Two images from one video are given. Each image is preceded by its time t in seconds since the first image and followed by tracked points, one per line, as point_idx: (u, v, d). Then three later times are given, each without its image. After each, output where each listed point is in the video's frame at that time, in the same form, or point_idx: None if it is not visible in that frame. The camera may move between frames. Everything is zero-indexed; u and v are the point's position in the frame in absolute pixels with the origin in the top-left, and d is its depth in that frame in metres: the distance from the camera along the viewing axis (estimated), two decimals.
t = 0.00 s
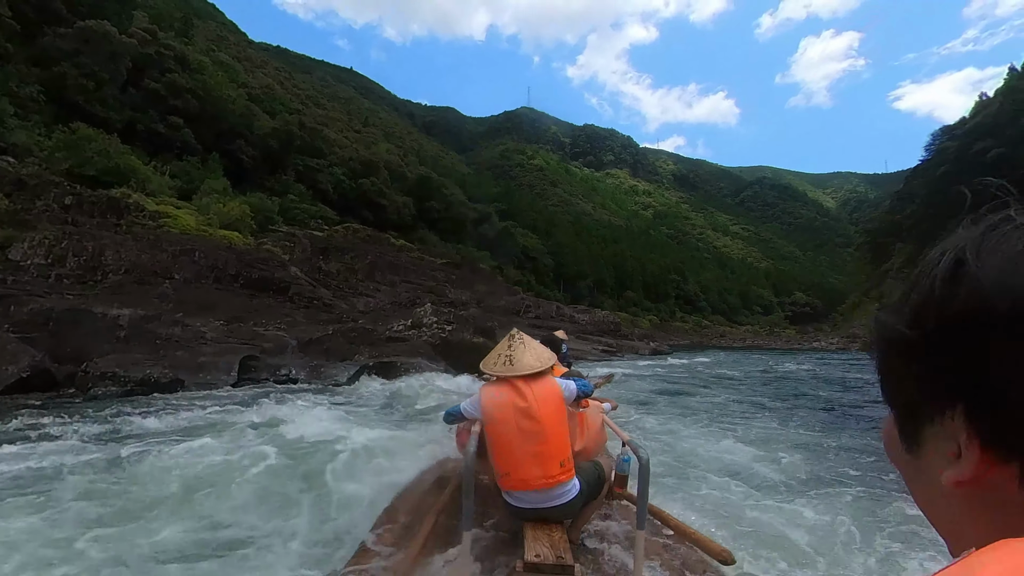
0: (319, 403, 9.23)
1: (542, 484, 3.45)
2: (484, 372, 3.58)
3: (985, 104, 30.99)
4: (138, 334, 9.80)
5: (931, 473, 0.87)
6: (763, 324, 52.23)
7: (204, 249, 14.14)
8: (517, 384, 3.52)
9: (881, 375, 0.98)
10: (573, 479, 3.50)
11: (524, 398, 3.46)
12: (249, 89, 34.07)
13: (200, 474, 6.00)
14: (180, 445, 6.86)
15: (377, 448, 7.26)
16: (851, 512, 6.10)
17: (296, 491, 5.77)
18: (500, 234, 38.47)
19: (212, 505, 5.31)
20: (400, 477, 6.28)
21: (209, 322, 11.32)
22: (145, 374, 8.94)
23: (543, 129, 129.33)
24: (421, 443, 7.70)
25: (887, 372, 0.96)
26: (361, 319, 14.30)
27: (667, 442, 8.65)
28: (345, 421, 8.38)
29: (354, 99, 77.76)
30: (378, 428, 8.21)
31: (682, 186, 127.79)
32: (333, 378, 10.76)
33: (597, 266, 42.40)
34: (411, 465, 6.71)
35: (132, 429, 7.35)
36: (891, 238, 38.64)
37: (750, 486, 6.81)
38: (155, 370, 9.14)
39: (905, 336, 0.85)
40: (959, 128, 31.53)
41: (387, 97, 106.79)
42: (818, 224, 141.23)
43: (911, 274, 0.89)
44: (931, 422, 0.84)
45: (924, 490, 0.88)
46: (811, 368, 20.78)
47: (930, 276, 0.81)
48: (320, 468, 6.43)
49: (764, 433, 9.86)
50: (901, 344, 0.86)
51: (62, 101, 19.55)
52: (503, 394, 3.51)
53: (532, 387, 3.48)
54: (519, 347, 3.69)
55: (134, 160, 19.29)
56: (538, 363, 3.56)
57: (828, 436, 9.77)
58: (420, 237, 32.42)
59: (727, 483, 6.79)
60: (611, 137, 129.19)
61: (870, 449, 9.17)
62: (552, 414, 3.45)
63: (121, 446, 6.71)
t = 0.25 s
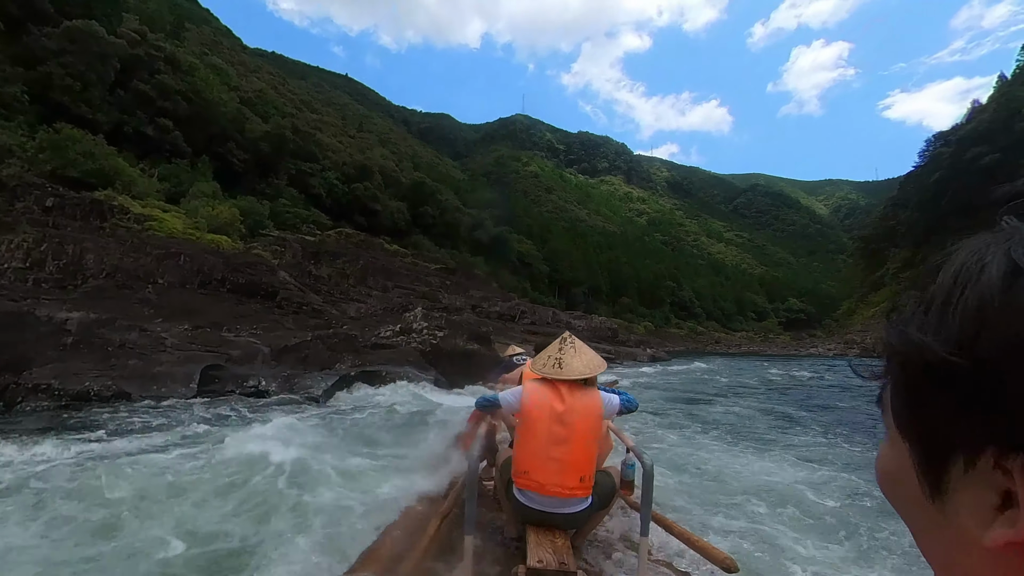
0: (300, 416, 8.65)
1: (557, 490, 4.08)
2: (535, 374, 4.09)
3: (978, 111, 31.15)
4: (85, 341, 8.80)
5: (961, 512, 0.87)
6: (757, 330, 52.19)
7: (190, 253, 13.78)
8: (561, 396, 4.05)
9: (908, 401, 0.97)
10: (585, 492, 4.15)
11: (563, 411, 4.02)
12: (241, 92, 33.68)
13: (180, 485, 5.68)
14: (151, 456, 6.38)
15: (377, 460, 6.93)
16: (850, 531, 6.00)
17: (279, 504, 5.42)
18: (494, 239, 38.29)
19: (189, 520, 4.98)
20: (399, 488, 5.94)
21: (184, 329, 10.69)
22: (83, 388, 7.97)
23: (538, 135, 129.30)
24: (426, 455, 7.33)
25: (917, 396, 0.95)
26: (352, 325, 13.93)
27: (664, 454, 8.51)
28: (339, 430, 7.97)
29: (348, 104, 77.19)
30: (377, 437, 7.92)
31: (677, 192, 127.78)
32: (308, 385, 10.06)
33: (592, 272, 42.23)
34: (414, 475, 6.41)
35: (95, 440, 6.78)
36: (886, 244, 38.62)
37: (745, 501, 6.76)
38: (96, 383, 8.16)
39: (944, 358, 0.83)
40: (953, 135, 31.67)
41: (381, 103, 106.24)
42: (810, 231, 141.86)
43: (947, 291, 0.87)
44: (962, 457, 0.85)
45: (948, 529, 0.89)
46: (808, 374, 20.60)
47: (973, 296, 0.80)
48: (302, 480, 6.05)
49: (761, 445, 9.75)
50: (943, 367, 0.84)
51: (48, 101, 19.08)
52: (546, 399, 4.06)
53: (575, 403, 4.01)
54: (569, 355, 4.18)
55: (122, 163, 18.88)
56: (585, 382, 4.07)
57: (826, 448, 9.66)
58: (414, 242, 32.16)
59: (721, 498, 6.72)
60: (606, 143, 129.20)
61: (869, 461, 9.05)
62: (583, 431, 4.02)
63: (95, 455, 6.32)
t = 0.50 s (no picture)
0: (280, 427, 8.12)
1: (574, 487, 4.29)
2: (574, 370, 4.40)
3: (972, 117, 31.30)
4: (33, 347, 8.02)
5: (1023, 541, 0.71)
6: (753, 336, 52.11)
7: (176, 255, 13.44)
8: (594, 395, 4.34)
9: (951, 402, 0.80)
10: (600, 494, 4.33)
11: (593, 410, 4.31)
12: (233, 95, 33.28)
13: (159, 494, 5.38)
14: (121, 467, 5.93)
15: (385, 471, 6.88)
16: (858, 541, 5.82)
17: (266, 520, 5.15)
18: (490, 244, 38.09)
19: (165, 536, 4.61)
20: (405, 501, 5.87)
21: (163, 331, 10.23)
22: (13, 398, 6.97)
23: (533, 142, 129.29)
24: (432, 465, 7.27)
25: (961, 396, 0.78)
26: (343, 328, 13.57)
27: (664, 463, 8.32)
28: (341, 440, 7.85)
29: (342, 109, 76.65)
30: (377, 446, 7.79)
31: (672, 198, 128.02)
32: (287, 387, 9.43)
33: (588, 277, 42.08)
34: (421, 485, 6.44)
35: (63, 444, 6.36)
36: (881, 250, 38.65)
37: (749, 511, 6.58)
38: (30, 393, 7.18)
39: (999, 352, 0.67)
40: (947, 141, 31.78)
41: (375, 108, 105.78)
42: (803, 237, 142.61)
43: (993, 260, 0.70)
44: None
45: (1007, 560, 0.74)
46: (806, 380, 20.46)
47: None
48: (291, 495, 5.79)
49: (761, 454, 9.58)
50: (998, 357, 0.67)
51: (33, 101, 18.63)
52: (579, 397, 4.36)
53: (606, 405, 4.29)
54: (609, 360, 4.49)
55: (108, 164, 18.42)
56: (620, 387, 4.35)
57: (829, 456, 9.48)
58: (408, 247, 31.86)
59: (724, 508, 6.53)
60: (601, 150, 129.22)
61: (873, 469, 8.88)
62: (610, 433, 4.29)
63: (71, 459, 5.97)
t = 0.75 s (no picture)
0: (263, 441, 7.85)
1: (582, 486, 4.48)
2: (597, 376, 4.72)
3: (966, 126, 31.46)
4: None
5: (1011, 530, 0.69)
6: (747, 342, 52.06)
7: (162, 258, 13.09)
8: (612, 401, 4.62)
9: (936, 389, 0.78)
10: (607, 498, 4.50)
11: (609, 415, 4.58)
12: (226, 98, 32.92)
13: (125, 530, 5.06)
14: (82, 500, 5.59)
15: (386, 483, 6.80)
16: (858, 559, 5.67)
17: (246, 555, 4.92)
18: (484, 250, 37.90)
19: None
20: (410, 512, 5.83)
21: (135, 339, 9.86)
22: None
23: (528, 149, 129.41)
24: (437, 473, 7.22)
25: (946, 385, 0.76)
26: (333, 335, 13.23)
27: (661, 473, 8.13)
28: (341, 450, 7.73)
29: (337, 114, 76.23)
30: (375, 455, 7.64)
31: (666, 205, 128.28)
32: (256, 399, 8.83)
33: (582, 284, 41.96)
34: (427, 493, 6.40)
35: (35, 475, 6.06)
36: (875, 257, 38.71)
37: (744, 525, 6.40)
38: None
39: (980, 331, 0.64)
40: (941, 148, 31.92)
41: (370, 114, 105.31)
42: (796, 245, 143.38)
43: (982, 249, 0.69)
44: (1013, 465, 0.67)
45: (995, 548, 0.71)
46: (802, 388, 20.35)
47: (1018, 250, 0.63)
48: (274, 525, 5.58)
49: (759, 465, 9.42)
50: (978, 345, 0.65)
51: (18, 102, 18.20)
52: (597, 402, 4.66)
53: (623, 412, 4.55)
54: (632, 374, 4.79)
55: (95, 167, 18.04)
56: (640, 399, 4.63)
57: (827, 468, 9.33)
58: (402, 253, 31.63)
59: (718, 522, 6.36)
60: (595, 157, 129.30)
61: (872, 481, 8.74)
62: (623, 438, 4.53)
63: (49, 491, 5.74)
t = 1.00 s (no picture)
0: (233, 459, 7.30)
1: (588, 489, 4.46)
2: (607, 381, 4.70)
3: (958, 132, 31.63)
4: None
5: None
6: (742, 348, 51.90)
7: (148, 262, 12.73)
8: (622, 406, 4.59)
9: (950, 378, 0.83)
10: (614, 503, 4.47)
11: (618, 420, 4.55)
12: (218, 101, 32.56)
13: (86, 557, 4.73)
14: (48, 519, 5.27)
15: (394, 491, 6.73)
16: (866, 571, 5.45)
17: (254, 565, 4.82)
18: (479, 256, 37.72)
19: None
20: (408, 522, 5.72)
21: (89, 344, 8.82)
22: None
23: (522, 155, 129.34)
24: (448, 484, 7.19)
25: (961, 377, 0.81)
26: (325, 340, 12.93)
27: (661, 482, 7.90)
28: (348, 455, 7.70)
29: (330, 119, 75.68)
30: (378, 466, 7.53)
31: (660, 211, 128.57)
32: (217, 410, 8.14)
33: (577, 290, 41.78)
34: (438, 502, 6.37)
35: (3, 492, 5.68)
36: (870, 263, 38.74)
37: (744, 534, 6.15)
38: None
39: (995, 323, 0.70)
40: (934, 154, 32.03)
41: (364, 119, 104.82)
42: (789, 252, 143.91)
43: (1001, 248, 0.75)
44: None
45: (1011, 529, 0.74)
46: (799, 394, 20.23)
47: None
48: (278, 533, 5.47)
49: (761, 474, 9.20)
50: (993, 335, 0.70)
51: (4, 102, 17.79)
52: (607, 406, 4.63)
53: (632, 418, 4.51)
54: (646, 382, 4.71)
55: (82, 170, 17.67)
56: (652, 405, 4.58)
57: (830, 477, 9.13)
58: (397, 258, 31.38)
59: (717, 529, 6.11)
60: (590, 164, 129.30)
61: (876, 490, 8.57)
62: (632, 443, 4.49)
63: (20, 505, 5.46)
